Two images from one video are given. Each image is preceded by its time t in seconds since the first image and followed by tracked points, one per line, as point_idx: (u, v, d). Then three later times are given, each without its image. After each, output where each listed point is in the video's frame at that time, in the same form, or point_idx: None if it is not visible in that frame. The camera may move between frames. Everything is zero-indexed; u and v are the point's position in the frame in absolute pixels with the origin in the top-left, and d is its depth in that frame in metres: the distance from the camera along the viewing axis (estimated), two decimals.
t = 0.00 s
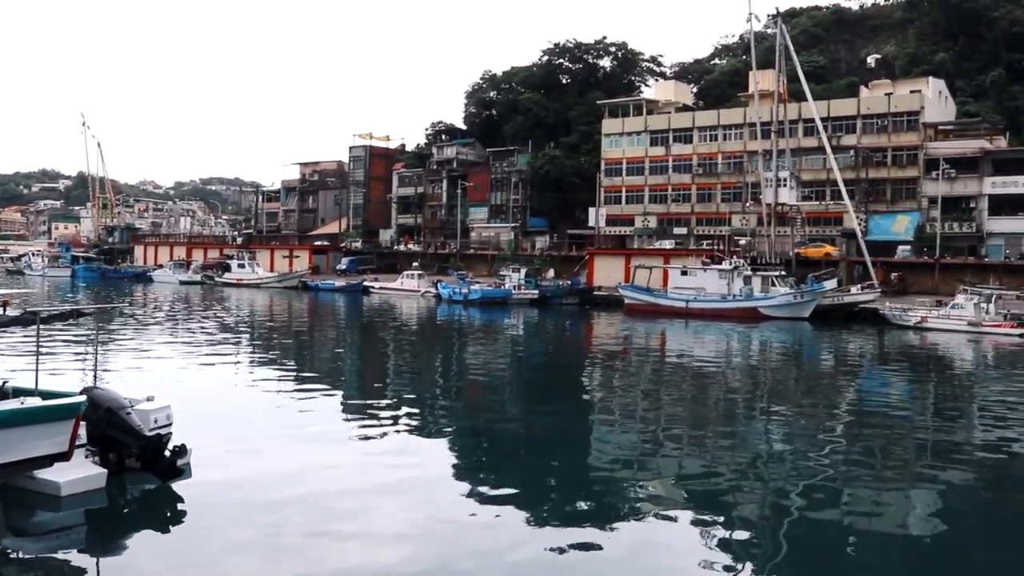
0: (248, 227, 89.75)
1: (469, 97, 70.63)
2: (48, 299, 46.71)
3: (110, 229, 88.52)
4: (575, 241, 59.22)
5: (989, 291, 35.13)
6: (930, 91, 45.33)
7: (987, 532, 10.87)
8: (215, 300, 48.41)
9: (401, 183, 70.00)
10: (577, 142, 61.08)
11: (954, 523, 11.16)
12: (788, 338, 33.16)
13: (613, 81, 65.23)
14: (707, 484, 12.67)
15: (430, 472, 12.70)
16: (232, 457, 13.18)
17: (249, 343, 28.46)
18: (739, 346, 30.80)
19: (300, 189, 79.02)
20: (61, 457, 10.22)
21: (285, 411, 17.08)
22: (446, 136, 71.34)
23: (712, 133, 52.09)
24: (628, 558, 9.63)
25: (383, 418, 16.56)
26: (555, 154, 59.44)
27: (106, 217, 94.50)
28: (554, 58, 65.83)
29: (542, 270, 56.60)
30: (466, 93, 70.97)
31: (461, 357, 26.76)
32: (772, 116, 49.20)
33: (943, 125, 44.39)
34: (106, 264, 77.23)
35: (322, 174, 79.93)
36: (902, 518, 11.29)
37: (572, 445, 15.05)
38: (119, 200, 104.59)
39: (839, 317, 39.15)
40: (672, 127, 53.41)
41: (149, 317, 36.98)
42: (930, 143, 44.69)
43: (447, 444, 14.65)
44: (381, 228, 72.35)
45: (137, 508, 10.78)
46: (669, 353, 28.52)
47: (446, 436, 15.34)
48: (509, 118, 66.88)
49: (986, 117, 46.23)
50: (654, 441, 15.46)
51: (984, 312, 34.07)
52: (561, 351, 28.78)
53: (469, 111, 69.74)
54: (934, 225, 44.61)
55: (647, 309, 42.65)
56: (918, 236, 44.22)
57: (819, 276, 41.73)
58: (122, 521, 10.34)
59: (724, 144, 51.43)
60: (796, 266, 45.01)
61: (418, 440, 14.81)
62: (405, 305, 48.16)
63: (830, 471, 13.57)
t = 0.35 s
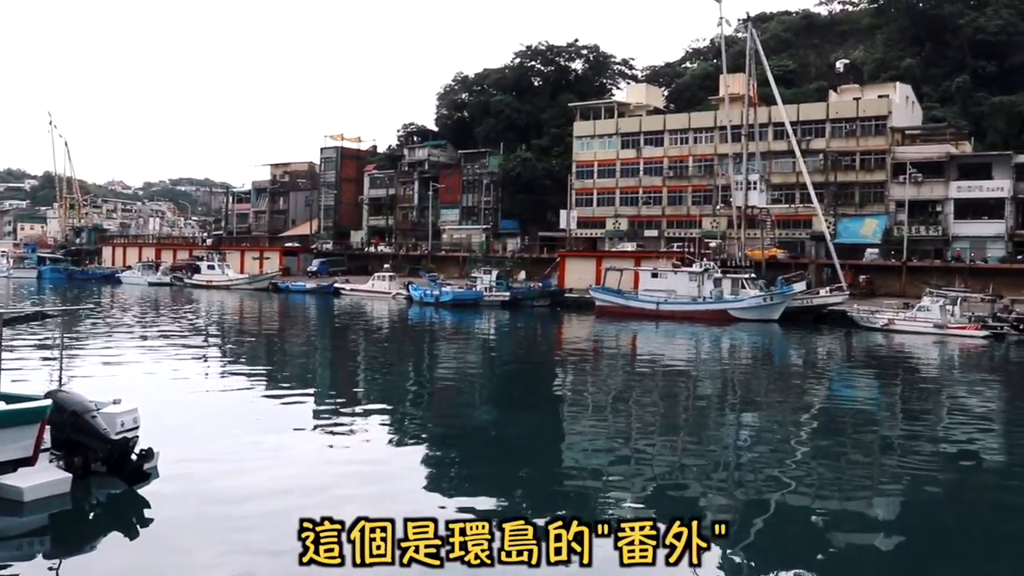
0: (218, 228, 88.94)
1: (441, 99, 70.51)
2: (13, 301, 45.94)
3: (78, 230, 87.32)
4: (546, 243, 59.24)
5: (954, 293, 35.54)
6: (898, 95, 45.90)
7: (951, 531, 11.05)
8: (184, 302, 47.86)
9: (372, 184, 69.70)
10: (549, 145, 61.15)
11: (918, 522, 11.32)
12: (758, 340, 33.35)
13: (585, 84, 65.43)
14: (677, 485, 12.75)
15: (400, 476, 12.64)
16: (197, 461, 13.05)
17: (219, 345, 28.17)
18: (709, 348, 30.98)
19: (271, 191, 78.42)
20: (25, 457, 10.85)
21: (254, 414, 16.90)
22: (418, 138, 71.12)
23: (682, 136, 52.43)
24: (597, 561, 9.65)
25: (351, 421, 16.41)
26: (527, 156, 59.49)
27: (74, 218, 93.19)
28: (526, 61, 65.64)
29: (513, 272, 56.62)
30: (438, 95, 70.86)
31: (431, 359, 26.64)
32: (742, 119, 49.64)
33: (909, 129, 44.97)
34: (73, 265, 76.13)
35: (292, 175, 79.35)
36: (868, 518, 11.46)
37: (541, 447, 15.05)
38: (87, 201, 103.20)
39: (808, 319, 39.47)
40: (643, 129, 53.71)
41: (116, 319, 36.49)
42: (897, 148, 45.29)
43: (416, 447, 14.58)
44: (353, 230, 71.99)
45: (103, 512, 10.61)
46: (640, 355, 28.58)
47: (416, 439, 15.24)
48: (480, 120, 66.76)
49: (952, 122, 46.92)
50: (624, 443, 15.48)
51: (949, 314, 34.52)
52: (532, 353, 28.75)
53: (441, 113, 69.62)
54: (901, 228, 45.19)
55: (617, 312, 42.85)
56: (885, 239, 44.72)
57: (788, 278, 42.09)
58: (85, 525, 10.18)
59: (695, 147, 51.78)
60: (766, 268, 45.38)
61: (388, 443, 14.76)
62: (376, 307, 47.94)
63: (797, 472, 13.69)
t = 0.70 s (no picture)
0: (190, 229, 88.06)
1: (416, 101, 70.35)
2: None
3: (47, 231, 86.10)
4: (520, 245, 59.27)
5: (924, 295, 35.97)
6: (869, 100, 46.44)
7: (921, 530, 11.19)
8: (155, 303, 47.36)
9: (347, 186, 69.37)
10: (524, 147, 61.22)
11: (886, 521, 11.47)
12: (731, 342, 33.55)
13: (560, 87, 65.55)
14: (648, 485, 12.83)
15: (374, 477, 12.62)
16: (168, 464, 12.92)
17: (191, 347, 27.88)
18: (683, 351, 31.12)
19: (244, 192, 77.82)
20: None
21: (227, 416, 16.74)
22: (393, 140, 70.92)
23: (657, 139, 52.68)
24: (572, 561, 9.66)
25: (324, 424, 16.28)
26: (501, 158, 59.50)
27: (43, 218, 91.85)
28: (501, 63, 65.76)
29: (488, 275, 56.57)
30: (414, 96, 70.68)
31: (406, 362, 26.53)
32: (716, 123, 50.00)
33: (881, 134, 45.52)
34: (42, 266, 75.03)
35: (266, 176, 78.77)
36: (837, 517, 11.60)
37: (516, 449, 15.03)
38: (57, 201, 101.83)
39: (780, 321, 39.80)
40: (618, 132, 53.93)
41: (87, 320, 36.01)
42: (868, 152, 45.82)
43: (390, 449, 14.51)
44: (327, 231, 71.58)
45: (70, 517, 10.47)
46: (614, 358, 28.64)
47: (389, 441, 15.17)
48: (454, 122, 66.66)
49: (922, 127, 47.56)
50: (598, 444, 15.51)
51: (919, 317, 34.92)
52: (506, 356, 28.73)
53: (416, 114, 69.47)
54: (872, 232, 45.67)
55: (591, 314, 42.99)
56: (857, 242, 45.19)
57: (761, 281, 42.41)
58: (53, 530, 10.06)
59: (669, 150, 52.04)
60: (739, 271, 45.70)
61: (363, 445, 14.68)
62: (350, 309, 47.73)
63: (772, 473, 13.79)
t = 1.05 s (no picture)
0: (161, 231, 87.03)
1: (390, 103, 70.10)
2: None
3: (15, 233, 84.67)
4: (494, 248, 59.23)
5: (894, 299, 36.38)
6: (840, 105, 46.97)
7: (905, 529, 11.40)
8: (126, 306, 46.73)
9: (320, 188, 68.95)
10: (498, 150, 61.20)
11: (865, 521, 11.66)
12: (703, 345, 33.69)
13: (534, 90, 65.63)
14: (624, 487, 12.92)
15: (344, 480, 12.61)
16: (137, 468, 12.77)
17: (161, 350, 27.51)
18: (655, 354, 31.23)
19: (216, 194, 77.08)
20: None
21: (196, 420, 16.55)
22: (367, 142, 70.67)
23: (630, 143, 52.88)
24: (572, 561, 9.79)
25: (296, 428, 16.12)
26: (475, 161, 59.43)
27: (10, 219, 90.29)
28: (476, 66, 65.85)
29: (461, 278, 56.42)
30: (387, 99, 70.42)
31: (379, 365, 26.37)
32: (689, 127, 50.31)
33: (852, 139, 46.04)
34: (9, 269, 73.76)
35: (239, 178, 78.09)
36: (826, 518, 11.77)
37: (489, 452, 15.00)
38: (25, 202, 100.21)
39: (752, 324, 40.09)
40: (591, 136, 54.10)
41: (55, 323, 35.41)
42: (839, 157, 46.31)
43: (362, 452, 14.41)
44: (300, 234, 71.07)
45: (35, 523, 10.33)
46: (587, 361, 28.66)
47: (362, 445, 15.06)
48: (428, 125, 66.66)
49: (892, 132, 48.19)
50: (571, 447, 15.51)
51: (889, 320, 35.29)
52: (480, 359, 28.67)
53: (390, 117, 69.25)
54: (843, 235, 46.12)
55: (564, 317, 43.09)
56: (828, 246, 45.59)
57: (733, 284, 42.71)
58: (18, 538, 9.92)
59: (643, 154, 52.23)
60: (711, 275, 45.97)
61: (336, 448, 14.58)
62: (323, 312, 47.40)
63: (745, 475, 13.90)
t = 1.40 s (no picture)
0: (134, 234, 86.08)
1: (365, 106, 69.88)
2: None
3: None
4: (469, 252, 59.19)
5: (865, 302, 36.75)
6: (813, 110, 47.42)
7: (890, 528, 11.57)
8: (97, 309, 46.11)
9: (294, 191, 68.56)
10: (473, 154, 61.17)
11: (850, 521, 11.82)
12: (677, 348, 33.82)
13: (509, 93, 65.70)
14: (606, 489, 12.98)
15: (319, 484, 12.53)
16: (110, 473, 12.61)
17: (133, 354, 27.18)
18: (630, 357, 31.33)
19: (190, 197, 76.38)
20: None
21: (168, 425, 16.36)
22: (342, 145, 70.42)
23: (605, 147, 53.02)
24: (572, 560, 9.86)
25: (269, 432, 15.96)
26: (451, 165, 59.34)
27: None
28: (451, 70, 65.87)
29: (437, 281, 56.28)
30: (362, 102, 70.18)
31: (353, 369, 26.22)
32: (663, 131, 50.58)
33: (825, 143, 46.51)
34: None
35: (212, 181, 77.44)
36: (813, 519, 11.89)
37: (464, 455, 14.94)
38: None
39: (726, 328, 40.33)
40: (566, 140, 54.21)
41: (26, 327, 34.87)
42: (812, 161, 46.76)
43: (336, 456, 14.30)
44: (274, 237, 70.59)
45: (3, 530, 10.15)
46: (562, 364, 28.69)
47: (336, 448, 14.95)
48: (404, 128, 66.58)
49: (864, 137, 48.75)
50: (546, 450, 15.49)
51: (861, 322, 35.64)
52: (455, 363, 28.61)
53: (365, 120, 69.04)
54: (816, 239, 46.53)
55: (539, 320, 43.12)
56: (801, 250, 45.99)
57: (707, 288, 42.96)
58: None
59: (618, 158, 52.39)
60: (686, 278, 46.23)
61: (310, 452, 14.46)
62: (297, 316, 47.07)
63: (721, 476, 13.97)
